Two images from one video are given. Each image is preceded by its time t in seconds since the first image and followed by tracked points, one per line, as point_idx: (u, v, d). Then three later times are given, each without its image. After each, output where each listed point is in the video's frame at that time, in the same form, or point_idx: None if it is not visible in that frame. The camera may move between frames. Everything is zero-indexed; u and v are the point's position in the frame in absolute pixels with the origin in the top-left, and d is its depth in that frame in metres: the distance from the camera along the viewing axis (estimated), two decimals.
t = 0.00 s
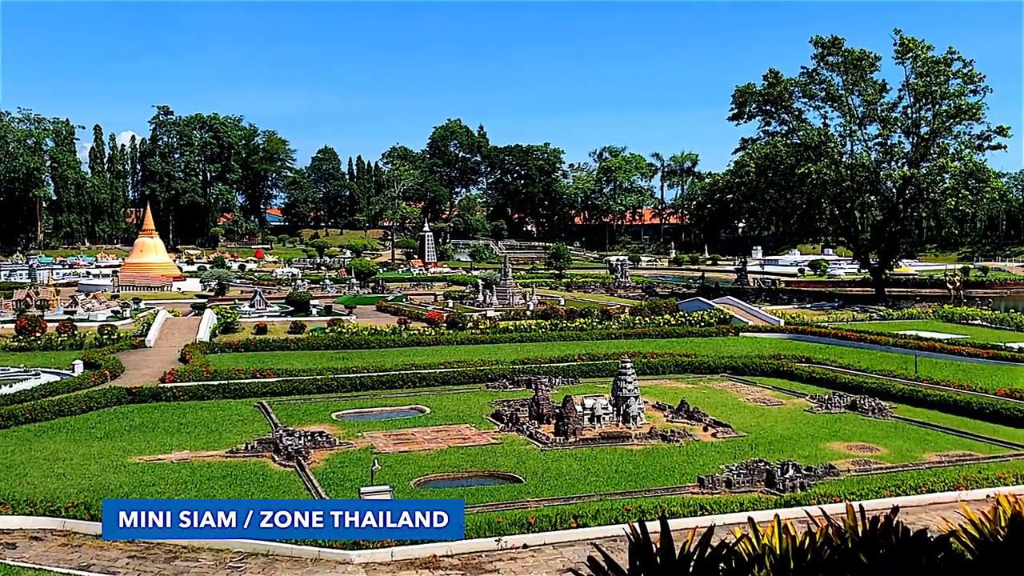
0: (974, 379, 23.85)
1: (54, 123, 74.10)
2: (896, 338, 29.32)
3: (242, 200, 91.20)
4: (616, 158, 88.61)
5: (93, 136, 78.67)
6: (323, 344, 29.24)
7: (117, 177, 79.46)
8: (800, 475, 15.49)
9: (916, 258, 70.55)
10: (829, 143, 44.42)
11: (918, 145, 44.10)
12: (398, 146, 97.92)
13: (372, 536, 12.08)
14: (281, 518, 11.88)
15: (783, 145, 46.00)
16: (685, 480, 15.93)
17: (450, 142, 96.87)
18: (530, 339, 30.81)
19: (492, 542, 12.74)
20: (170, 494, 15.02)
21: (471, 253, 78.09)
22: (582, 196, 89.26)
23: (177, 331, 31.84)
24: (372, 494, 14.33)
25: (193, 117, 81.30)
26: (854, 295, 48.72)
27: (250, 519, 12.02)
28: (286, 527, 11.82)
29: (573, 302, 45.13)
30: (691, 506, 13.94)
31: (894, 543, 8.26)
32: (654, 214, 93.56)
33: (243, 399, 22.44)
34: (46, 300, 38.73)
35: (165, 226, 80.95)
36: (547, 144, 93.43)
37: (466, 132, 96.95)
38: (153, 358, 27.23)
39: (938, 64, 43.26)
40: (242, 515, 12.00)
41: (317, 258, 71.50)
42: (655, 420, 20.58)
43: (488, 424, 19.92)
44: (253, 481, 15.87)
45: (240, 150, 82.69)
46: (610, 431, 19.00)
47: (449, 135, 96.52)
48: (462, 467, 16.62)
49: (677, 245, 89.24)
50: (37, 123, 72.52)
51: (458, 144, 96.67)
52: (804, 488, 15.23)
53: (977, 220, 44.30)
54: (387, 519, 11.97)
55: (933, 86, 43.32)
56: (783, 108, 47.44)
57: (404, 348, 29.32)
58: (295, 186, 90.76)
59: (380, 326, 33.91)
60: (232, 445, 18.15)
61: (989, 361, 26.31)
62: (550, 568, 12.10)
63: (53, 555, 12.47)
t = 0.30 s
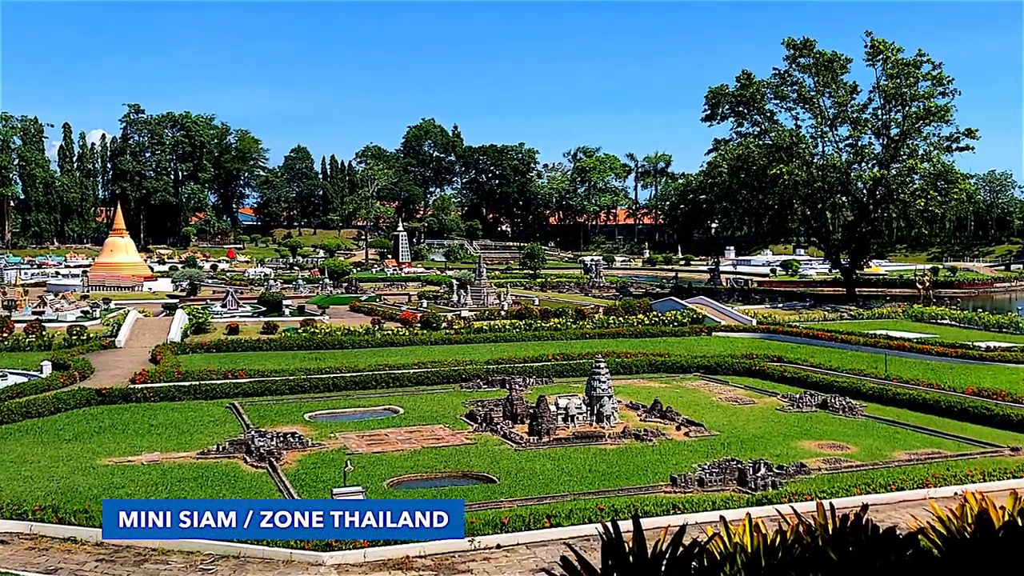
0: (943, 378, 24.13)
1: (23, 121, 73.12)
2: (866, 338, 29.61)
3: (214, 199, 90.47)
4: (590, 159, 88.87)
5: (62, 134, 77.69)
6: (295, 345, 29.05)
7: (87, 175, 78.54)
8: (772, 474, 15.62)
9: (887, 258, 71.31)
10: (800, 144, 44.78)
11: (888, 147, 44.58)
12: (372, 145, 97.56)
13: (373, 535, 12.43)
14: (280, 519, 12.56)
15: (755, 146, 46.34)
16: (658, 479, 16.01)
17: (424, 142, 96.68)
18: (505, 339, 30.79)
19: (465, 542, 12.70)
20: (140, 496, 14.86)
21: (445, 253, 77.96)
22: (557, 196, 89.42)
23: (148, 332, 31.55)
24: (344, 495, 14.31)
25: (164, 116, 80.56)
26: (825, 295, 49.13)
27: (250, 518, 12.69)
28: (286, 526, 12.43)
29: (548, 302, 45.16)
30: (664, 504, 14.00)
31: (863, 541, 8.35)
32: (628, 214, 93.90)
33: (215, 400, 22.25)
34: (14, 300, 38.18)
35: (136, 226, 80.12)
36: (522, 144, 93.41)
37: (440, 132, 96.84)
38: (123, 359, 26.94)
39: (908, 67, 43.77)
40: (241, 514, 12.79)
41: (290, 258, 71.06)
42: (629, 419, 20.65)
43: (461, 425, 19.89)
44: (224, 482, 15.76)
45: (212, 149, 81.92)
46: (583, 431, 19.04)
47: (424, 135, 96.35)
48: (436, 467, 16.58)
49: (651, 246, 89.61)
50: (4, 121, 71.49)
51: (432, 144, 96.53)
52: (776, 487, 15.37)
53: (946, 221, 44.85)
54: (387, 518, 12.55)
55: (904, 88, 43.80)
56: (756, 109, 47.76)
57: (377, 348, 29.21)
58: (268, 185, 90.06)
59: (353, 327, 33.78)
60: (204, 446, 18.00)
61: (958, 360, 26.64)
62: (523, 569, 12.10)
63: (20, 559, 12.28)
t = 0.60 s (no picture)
0: (912, 377, 24.42)
1: None
2: (837, 337, 29.89)
3: (186, 198, 89.71)
4: (565, 159, 89.09)
5: (31, 132, 76.67)
6: (267, 345, 28.84)
7: (56, 175, 77.60)
8: (744, 473, 15.75)
9: (857, 258, 72.00)
10: (772, 145, 45.11)
11: (859, 148, 45.03)
12: (345, 144, 97.15)
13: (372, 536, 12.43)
14: (279, 519, 12.37)
15: (728, 147, 46.65)
16: (631, 478, 16.07)
17: (398, 141, 96.42)
18: (479, 339, 30.77)
19: (438, 542, 12.65)
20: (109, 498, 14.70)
21: (419, 253, 77.82)
22: (531, 196, 89.56)
23: (118, 332, 31.21)
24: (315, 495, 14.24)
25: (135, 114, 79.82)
26: (797, 295, 49.53)
27: (249, 518, 12.38)
28: (286, 526, 12.25)
29: (522, 302, 45.16)
30: (637, 503, 14.05)
31: (833, 539, 8.39)
32: (602, 214, 94.18)
33: (185, 401, 22.06)
34: None
35: (106, 225, 79.28)
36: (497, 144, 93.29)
37: (414, 131, 96.65)
38: (92, 360, 26.65)
39: (879, 69, 44.25)
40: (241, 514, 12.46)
41: (263, 258, 70.59)
42: (602, 418, 20.70)
43: (435, 425, 19.86)
44: (195, 484, 15.61)
45: (184, 147, 81.19)
46: (557, 431, 19.06)
47: (398, 134, 96.11)
48: (409, 468, 16.54)
49: (625, 246, 89.93)
50: None
51: (406, 143, 96.29)
52: (747, 485, 15.48)
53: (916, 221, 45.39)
54: (386, 518, 12.52)
55: (874, 91, 44.25)
56: (729, 110, 48.05)
57: (351, 348, 29.09)
58: (240, 185, 89.39)
59: (327, 327, 33.61)
60: (174, 448, 17.83)
61: (927, 359, 27.00)
62: (496, 568, 12.09)
63: None
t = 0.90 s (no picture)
0: (882, 376, 24.69)
1: None
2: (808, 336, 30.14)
3: (157, 197, 88.85)
4: (539, 159, 89.23)
5: None
6: (239, 346, 28.62)
7: (24, 173, 76.52)
8: (716, 471, 15.84)
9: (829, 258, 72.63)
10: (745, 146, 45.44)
11: (830, 149, 45.46)
12: (319, 144, 96.66)
13: (370, 535, 12.56)
14: (276, 520, 12.52)
15: (702, 148, 46.94)
16: (604, 477, 16.10)
17: (372, 141, 96.08)
18: (453, 339, 30.71)
19: (411, 543, 12.60)
20: (78, 501, 14.53)
21: (393, 253, 77.64)
22: (506, 196, 89.59)
23: (87, 333, 30.86)
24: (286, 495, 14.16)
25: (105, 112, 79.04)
26: (770, 295, 49.86)
27: (249, 518, 12.60)
28: (286, 526, 12.38)
29: (497, 302, 45.11)
30: (610, 502, 14.09)
31: (804, 536, 8.46)
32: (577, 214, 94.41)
33: (156, 402, 21.84)
34: None
35: (76, 225, 78.33)
36: (471, 144, 93.19)
37: (389, 130, 96.31)
38: (61, 361, 26.32)
39: (850, 71, 44.68)
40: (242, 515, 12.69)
41: (235, 258, 70.02)
42: (576, 418, 20.75)
43: (409, 425, 19.80)
44: (166, 486, 15.46)
45: (155, 146, 80.43)
46: (531, 430, 19.07)
47: (372, 134, 95.75)
48: (383, 468, 16.50)
49: (600, 245, 90.15)
50: None
51: (380, 143, 95.96)
52: (719, 483, 15.57)
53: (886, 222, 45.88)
54: (386, 519, 12.74)
55: (846, 92, 44.68)
56: (702, 111, 48.31)
57: (324, 349, 28.94)
58: (212, 184, 88.66)
59: (300, 327, 33.44)
60: (145, 449, 17.66)
61: (897, 357, 27.30)
62: (469, 569, 12.08)
63: None
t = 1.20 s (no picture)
0: (852, 374, 24.97)
1: None
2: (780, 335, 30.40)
3: (127, 197, 87.99)
4: (514, 159, 89.33)
5: None
6: (211, 346, 28.40)
7: None
8: (689, 469, 15.93)
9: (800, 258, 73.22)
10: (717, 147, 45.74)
11: (801, 149, 45.86)
12: (292, 143, 96.17)
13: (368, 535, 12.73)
14: (278, 519, 12.81)
15: (675, 149, 47.22)
16: (578, 477, 16.14)
17: (346, 140, 95.75)
18: (426, 339, 30.65)
19: (385, 544, 12.56)
20: (46, 504, 14.34)
21: (367, 252, 77.42)
22: (480, 196, 89.63)
23: (56, 333, 30.49)
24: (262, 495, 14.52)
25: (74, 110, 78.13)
26: (742, 294, 50.22)
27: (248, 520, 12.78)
28: (285, 526, 12.58)
29: (471, 302, 45.05)
30: (584, 502, 14.13)
31: (774, 534, 8.54)
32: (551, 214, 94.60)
33: (127, 403, 21.63)
34: None
35: (45, 224, 77.33)
36: (445, 143, 93.08)
37: (362, 130, 95.96)
38: (29, 363, 25.99)
39: (821, 73, 45.08)
40: (243, 516, 12.97)
41: (207, 258, 69.42)
42: (550, 417, 20.79)
43: (382, 426, 19.74)
44: (136, 488, 15.30)
45: (125, 145, 79.64)
46: (505, 430, 19.08)
47: (345, 133, 95.38)
48: (356, 469, 16.44)
49: (574, 245, 90.36)
50: None
51: (354, 142, 95.61)
52: (692, 482, 15.65)
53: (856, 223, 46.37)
54: (384, 519, 12.95)
55: (817, 94, 45.11)
56: (675, 112, 48.57)
57: (296, 349, 28.79)
58: (184, 183, 87.89)
59: (272, 328, 33.25)
60: (115, 451, 17.49)
61: (867, 356, 27.62)
62: (442, 569, 12.08)
63: None
